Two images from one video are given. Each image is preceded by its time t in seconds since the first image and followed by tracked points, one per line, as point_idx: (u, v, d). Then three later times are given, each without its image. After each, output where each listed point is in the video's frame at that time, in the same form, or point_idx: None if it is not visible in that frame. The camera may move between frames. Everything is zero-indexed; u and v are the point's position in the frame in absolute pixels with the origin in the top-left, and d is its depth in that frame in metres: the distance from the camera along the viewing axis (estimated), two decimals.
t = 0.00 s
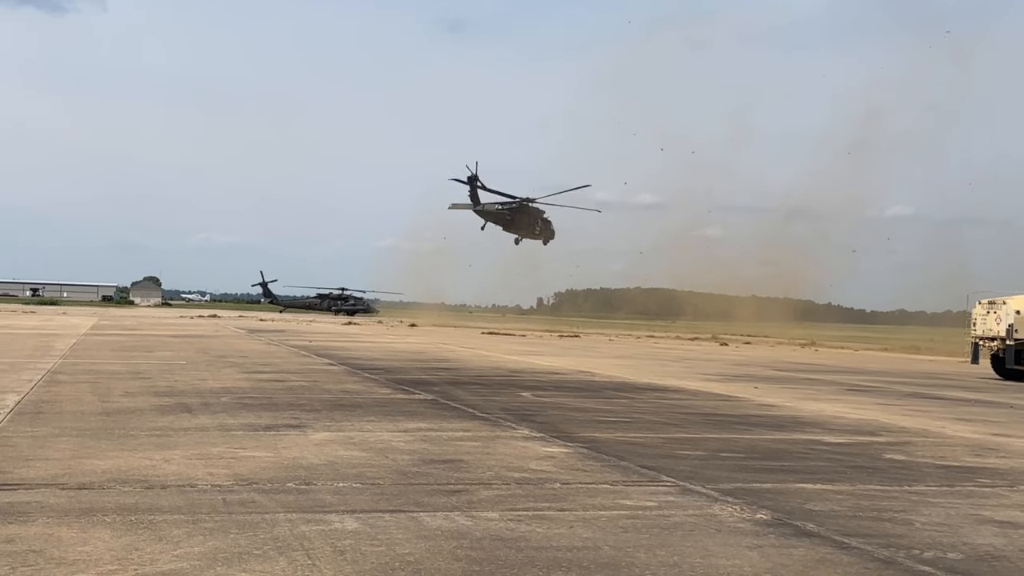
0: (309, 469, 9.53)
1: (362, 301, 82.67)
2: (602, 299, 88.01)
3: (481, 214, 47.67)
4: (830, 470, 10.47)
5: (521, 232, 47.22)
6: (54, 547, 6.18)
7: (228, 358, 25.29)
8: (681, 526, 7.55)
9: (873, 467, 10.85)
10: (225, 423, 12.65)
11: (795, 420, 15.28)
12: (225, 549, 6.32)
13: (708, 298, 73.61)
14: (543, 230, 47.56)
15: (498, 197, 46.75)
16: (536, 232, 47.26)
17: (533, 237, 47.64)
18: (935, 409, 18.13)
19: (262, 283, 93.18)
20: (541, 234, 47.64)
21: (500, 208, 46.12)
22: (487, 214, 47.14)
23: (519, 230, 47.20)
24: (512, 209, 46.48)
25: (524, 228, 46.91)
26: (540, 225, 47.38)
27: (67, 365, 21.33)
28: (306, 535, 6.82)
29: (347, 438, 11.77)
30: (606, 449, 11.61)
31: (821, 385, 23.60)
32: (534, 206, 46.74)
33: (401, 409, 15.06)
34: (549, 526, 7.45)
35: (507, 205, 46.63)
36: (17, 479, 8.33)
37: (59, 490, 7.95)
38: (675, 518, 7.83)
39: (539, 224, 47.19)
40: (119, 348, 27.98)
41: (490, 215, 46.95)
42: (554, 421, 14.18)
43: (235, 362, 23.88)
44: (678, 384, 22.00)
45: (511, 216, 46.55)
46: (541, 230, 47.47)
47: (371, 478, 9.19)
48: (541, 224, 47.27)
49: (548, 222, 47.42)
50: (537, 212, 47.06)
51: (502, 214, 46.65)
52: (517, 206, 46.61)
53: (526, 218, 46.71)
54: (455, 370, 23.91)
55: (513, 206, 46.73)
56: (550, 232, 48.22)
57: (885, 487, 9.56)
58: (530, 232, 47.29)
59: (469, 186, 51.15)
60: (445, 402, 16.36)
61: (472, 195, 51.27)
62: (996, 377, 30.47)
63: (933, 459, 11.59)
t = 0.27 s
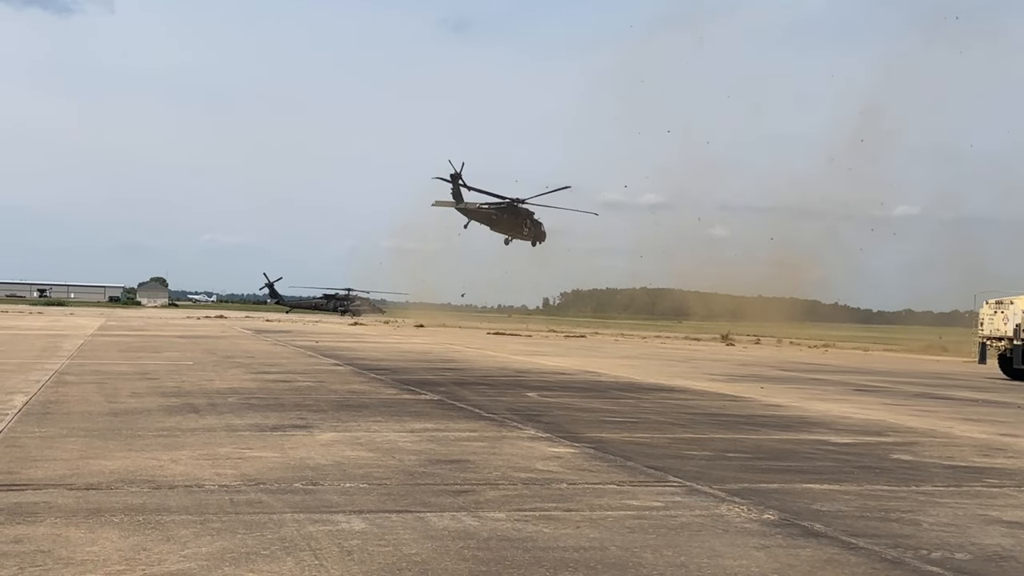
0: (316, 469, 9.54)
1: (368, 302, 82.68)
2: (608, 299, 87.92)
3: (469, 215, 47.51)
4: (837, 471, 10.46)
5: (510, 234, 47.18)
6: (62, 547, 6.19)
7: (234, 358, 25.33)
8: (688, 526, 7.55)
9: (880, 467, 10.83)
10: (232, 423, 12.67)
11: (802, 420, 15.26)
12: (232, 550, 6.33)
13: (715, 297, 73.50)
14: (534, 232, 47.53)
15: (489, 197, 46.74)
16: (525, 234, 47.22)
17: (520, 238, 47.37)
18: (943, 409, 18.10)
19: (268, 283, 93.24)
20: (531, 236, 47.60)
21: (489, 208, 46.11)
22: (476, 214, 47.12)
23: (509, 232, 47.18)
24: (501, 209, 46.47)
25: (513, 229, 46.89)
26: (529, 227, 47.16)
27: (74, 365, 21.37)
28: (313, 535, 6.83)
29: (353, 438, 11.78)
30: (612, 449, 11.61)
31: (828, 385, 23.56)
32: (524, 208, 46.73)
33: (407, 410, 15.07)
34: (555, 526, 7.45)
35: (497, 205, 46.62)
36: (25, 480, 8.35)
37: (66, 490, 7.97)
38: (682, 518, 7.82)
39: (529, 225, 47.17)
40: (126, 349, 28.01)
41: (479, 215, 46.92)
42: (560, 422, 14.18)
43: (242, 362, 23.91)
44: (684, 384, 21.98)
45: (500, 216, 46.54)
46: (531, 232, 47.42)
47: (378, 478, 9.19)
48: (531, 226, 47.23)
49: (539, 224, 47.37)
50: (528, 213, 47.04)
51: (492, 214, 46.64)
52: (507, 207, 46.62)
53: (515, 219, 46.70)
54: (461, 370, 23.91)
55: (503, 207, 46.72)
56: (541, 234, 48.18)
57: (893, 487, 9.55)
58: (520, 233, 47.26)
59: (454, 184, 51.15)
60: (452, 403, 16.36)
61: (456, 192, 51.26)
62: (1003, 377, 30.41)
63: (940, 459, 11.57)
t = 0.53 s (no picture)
0: (324, 468, 9.55)
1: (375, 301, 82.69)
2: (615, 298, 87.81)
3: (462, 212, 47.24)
4: (844, 470, 10.45)
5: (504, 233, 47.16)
6: (70, 546, 6.20)
7: (241, 357, 25.36)
8: (696, 525, 7.54)
9: (888, 466, 10.82)
10: (239, 422, 12.68)
11: (809, 419, 15.24)
12: (240, 548, 6.33)
13: (722, 296, 73.42)
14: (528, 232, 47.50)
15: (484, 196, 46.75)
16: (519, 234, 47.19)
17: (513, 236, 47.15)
18: (951, 408, 18.05)
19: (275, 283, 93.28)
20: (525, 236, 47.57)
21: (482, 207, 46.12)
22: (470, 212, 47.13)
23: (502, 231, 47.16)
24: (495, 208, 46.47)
25: (506, 229, 46.88)
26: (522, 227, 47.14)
27: (82, 364, 21.41)
28: (320, 533, 6.84)
29: (360, 437, 11.79)
30: (619, 448, 11.60)
31: (836, 384, 23.52)
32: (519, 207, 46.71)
33: (414, 409, 15.08)
34: (562, 524, 7.45)
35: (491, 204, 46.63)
36: (33, 478, 8.37)
37: (75, 489, 7.98)
38: (690, 517, 7.82)
39: (522, 225, 47.13)
40: (133, 347, 28.02)
41: (473, 213, 46.84)
42: (567, 420, 14.18)
43: (249, 361, 23.94)
44: (691, 383, 21.96)
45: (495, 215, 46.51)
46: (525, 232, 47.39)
47: (385, 477, 9.20)
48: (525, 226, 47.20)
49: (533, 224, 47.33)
50: (522, 213, 47.03)
51: (485, 213, 46.63)
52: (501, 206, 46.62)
53: (509, 218, 46.71)
54: (468, 369, 23.92)
55: (497, 206, 46.72)
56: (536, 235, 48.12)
57: (901, 486, 9.54)
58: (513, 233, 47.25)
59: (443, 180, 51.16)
60: (458, 401, 16.37)
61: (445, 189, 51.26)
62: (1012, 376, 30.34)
63: (949, 458, 11.55)
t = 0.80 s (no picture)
0: (336, 466, 9.56)
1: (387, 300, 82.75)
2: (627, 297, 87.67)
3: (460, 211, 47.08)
4: (857, 469, 10.43)
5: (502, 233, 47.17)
6: (84, 543, 6.22)
7: (253, 355, 25.39)
8: (708, 524, 7.53)
9: (901, 465, 10.79)
10: (252, 420, 12.71)
11: (822, 418, 15.21)
12: (252, 546, 6.34)
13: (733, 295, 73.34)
14: (526, 231, 47.50)
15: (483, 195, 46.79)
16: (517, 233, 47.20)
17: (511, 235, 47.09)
18: (964, 407, 17.99)
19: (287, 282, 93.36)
20: (524, 236, 47.57)
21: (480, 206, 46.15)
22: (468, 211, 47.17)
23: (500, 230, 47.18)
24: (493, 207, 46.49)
25: (504, 228, 46.88)
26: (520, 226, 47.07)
27: (95, 361, 21.48)
28: (333, 531, 6.84)
29: (372, 435, 11.80)
30: (631, 447, 11.59)
31: (848, 383, 23.45)
32: (517, 207, 46.71)
33: (427, 407, 15.09)
34: (574, 523, 7.45)
35: (489, 203, 46.65)
36: (48, 475, 8.40)
37: (88, 486, 8.00)
38: (702, 516, 7.80)
39: (520, 224, 47.11)
40: (146, 345, 28.10)
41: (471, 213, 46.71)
42: (580, 419, 14.16)
43: (262, 359, 23.97)
44: (703, 382, 21.92)
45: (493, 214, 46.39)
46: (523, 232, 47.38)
47: (398, 475, 9.21)
48: (524, 226, 47.19)
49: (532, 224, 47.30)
50: (521, 213, 47.03)
51: (483, 211, 46.66)
52: (499, 205, 46.64)
53: (507, 218, 46.65)
54: (481, 368, 23.90)
55: (495, 206, 46.59)
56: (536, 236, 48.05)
57: (914, 485, 9.52)
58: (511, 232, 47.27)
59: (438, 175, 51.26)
60: (471, 400, 16.37)
61: (439, 185, 51.37)
62: None
63: (962, 457, 11.50)
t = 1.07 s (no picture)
0: (354, 466, 9.58)
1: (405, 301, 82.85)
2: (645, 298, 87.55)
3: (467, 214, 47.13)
4: (877, 471, 10.38)
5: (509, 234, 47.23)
6: (104, 542, 6.25)
7: (272, 356, 25.45)
8: (727, 526, 7.51)
9: (922, 467, 10.74)
10: (271, 420, 12.73)
11: (841, 420, 15.15)
12: (271, 545, 6.36)
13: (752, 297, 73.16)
14: (534, 232, 47.51)
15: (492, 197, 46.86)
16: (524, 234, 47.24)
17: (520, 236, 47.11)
18: (985, 409, 17.89)
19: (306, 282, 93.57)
20: (532, 236, 47.57)
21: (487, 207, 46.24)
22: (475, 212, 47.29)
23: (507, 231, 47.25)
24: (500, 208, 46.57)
25: (511, 229, 46.95)
26: (527, 227, 47.09)
27: (115, 361, 21.57)
28: (352, 531, 6.85)
29: (390, 436, 11.81)
30: (650, 448, 11.57)
31: (867, 384, 23.37)
32: (524, 208, 46.75)
33: (445, 407, 15.10)
34: (593, 524, 7.44)
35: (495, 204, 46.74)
36: (69, 474, 8.44)
37: (109, 486, 8.04)
38: (721, 518, 7.78)
39: (528, 225, 47.12)
40: (165, 346, 28.21)
41: (479, 215, 46.76)
42: (598, 420, 14.15)
43: (281, 359, 24.04)
44: (721, 382, 21.87)
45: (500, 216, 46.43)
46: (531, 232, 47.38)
47: (416, 475, 9.21)
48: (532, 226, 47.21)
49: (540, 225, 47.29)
50: (528, 214, 47.06)
51: (490, 212, 46.76)
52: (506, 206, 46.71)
53: (514, 219, 46.69)
54: (499, 368, 23.90)
55: (502, 207, 46.63)
56: (546, 237, 48.01)
57: (935, 487, 9.47)
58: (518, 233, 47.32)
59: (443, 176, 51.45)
60: (489, 401, 16.38)
61: (444, 186, 51.49)
62: None
63: (982, 459, 11.45)
